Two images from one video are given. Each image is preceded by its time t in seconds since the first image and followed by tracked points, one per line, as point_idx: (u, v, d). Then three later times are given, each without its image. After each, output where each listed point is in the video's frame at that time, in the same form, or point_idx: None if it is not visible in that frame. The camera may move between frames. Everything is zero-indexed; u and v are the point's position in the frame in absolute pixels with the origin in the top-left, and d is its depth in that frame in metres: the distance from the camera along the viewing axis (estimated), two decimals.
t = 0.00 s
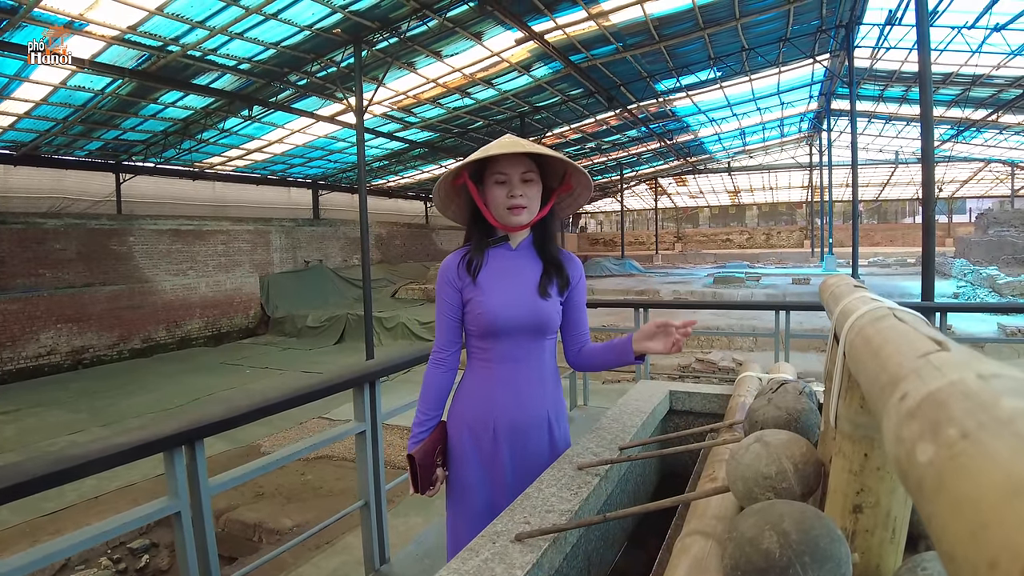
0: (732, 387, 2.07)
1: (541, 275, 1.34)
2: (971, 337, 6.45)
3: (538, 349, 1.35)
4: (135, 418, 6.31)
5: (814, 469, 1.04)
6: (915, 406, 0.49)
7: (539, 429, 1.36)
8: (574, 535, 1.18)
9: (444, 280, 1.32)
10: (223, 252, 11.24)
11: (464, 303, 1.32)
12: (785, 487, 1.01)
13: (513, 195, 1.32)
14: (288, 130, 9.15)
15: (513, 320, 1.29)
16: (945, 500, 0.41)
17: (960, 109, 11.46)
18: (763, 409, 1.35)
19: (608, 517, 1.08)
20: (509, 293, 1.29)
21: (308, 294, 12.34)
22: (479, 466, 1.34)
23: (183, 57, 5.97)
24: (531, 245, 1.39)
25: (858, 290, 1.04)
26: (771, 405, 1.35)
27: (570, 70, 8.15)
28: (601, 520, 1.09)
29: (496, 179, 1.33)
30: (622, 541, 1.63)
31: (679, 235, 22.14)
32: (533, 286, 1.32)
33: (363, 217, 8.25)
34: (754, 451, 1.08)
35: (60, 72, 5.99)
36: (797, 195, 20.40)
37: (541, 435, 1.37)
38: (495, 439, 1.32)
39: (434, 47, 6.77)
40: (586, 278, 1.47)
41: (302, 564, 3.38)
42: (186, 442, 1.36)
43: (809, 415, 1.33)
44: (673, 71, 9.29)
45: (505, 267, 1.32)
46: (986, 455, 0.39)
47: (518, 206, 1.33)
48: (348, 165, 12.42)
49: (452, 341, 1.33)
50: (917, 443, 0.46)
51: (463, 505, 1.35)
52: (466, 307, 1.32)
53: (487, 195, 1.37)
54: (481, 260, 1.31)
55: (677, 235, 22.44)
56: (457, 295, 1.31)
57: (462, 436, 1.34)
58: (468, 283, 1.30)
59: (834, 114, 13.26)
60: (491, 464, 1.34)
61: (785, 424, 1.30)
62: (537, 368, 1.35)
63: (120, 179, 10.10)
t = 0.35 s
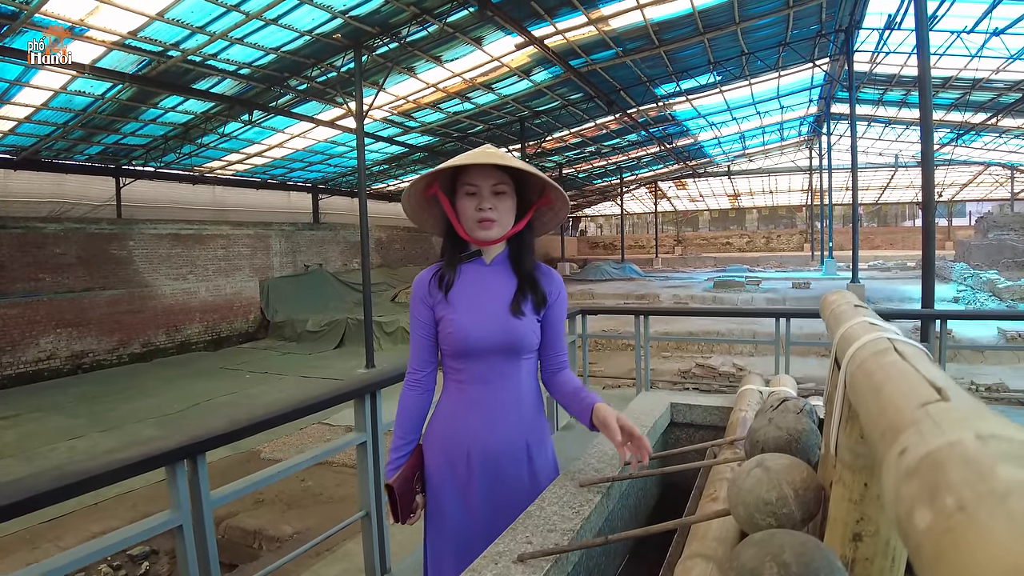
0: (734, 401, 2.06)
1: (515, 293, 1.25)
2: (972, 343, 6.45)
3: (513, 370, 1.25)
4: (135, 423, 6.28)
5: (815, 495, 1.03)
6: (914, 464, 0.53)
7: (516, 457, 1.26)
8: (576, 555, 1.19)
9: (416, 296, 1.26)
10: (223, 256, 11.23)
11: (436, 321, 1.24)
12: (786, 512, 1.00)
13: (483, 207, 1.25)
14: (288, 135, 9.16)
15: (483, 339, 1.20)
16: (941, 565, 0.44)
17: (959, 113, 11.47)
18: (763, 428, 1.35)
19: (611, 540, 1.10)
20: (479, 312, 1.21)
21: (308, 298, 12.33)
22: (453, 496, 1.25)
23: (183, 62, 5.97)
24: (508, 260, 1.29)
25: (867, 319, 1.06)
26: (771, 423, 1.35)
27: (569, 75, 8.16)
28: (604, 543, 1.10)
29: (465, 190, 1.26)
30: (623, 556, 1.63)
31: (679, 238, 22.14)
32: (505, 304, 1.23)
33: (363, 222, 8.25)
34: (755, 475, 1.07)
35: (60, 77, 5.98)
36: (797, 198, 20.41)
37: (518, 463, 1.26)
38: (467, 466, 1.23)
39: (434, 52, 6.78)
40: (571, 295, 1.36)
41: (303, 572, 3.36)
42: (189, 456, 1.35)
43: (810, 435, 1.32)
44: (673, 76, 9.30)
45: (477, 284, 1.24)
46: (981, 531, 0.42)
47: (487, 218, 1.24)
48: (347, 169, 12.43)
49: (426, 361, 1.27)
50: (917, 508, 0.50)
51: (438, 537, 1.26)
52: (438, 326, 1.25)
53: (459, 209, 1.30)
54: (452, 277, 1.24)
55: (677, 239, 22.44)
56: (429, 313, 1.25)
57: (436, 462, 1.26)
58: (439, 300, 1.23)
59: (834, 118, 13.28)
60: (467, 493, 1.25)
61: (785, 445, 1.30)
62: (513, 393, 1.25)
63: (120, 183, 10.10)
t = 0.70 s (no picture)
0: (734, 417, 2.06)
1: (491, 315, 1.23)
2: (971, 348, 6.44)
3: (492, 396, 1.23)
4: (134, 429, 6.26)
5: (814, 526, 1.01)
6: (914, 535, 0.53)
7: (497, 484, 1.24)
8: None
9: (393, 319, 1.27)
10: (223, 260, 11.21)
11: (414, 344, 1.25)
12: (785, 543, 1.00)
13: (455, 223, 1.24)
14: (288, 139, 9.17)
15: (459, 362, 1.19)
16: None
17: (958, 116, 11.48)
18: (763, 449, 1.35)
19: (609, 567, 1.17)
20: (455, 334, 1.20)
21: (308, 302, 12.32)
22: (431, 523, 1.23)
23: (183, 67, 5.97)
24: (488, 282, 1.28)
25: (868, 348, 1.03)
26: (772, 444, 1.34)
27: (569, 79, 8.17)
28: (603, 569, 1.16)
29: (439, 207, 1.27)
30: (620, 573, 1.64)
31: (678, 242, 22.15)
32: (482, 327, 1.22)
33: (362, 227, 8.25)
34: (754, 503, 1.06)
35: (60, 82, 5.98)
36: (796, 202, 20.44)
37: (497, 491, 1.24)
38: (446, 491, 1.22)
39: (433, 57, 6.79)
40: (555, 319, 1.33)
41: None
42: (188, 471, 1.33)
43: (811, 459, 1.30)
44: (672, 80, 9.31)
45: (454, 306, 1.24)
46: None
47: (460, 235, 1.24)
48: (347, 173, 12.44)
49: (406, 384, 1.28)
50: None
51: (419, 564, 1.24)
52: (417, 348, 1.25)
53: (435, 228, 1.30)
54: (427, 298, 1.25)
55: (677, 242, 22.44)
56: (407, 335, 1.25)
57: (417, 487, 1.25)
58: (417, 322, 1.24)
59: (833, 122, 13.30)
60: (446, 518, 1.23)
61: (785, 470, 1.29)
62: (491, 417, 1.23)
63: (119, 188, 10.10)
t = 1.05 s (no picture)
0: (733, 418, 2.05)
1: (485, 315, 1.21)
2: (971, 349, 6.45)
3: (487, 396, 1.22)
4: (133, 429, 6.25)
5: (814, 529, 1.01)
6: (917, 544, 0.52)
7: (494, 487, 1.22)
8: None
9: (390, 319, 1.28)
10: (222, 261, 11.20)
11: (411, 344, 1.26)
12: (785, 547, 0.99)
13: (443, 221, 1.24)
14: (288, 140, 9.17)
15: (452, 364, 1.19)
16: None
17: (958, 117, 11.48)
18: (762, 452, 1.34)
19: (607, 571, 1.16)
20: (448, 334, 1.20)
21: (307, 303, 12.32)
22: (430, 525, 1.23)
23: (183, 67, 5.96)
24: (484, 281, 1.26)
25: (869, 350, 1.02)
26: (771, 447, 1.33)
27: (569, 80, 8.17)
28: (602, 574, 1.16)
29: (430, 207, 1.27)
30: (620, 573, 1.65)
31: (678, 242, 22.16)
32: (476, 328, 1.20)
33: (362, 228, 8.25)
34: (754, 507, 1.05)
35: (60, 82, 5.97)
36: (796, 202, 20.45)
37: (495, 492, 1.23)
38: (443, 492, 1.22)
39: (433, 57, 6.78)
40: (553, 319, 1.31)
41: None
42: (187, 472, 1.32)
43: (811, 461, 1.29)
44: (672, 81, 9.31)
45: (448, 306, 1.23)
46: None
47: (450, 234, 1.23)
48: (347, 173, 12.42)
49: (405, 385, 1.28)
50: None
51: (420, 564, 1.25)
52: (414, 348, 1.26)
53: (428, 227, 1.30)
54: (422, 298, 1.26)
55: (677, 243, 22.45)
56: (404, 336, 1.26)
57: (414, 487, 1.26)
58: (413, 322, 1.24)
59: (833, 122, 13.31)
60: (444, 520, 1.23)
61: (783, 473, 1.28)
62: (488, 418, 1.22)
63: (119, 188, 10.09)
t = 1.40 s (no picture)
0: (733, 419, 2.05)
1: (490, 314, 1.21)
2: (973, 350, 6.45)
3: (492, 395, 1.22)
4: (134, 430, 6.25)
5: (814, 530, 1.00)
6: (918, 546, 0.52)
7: (497, 486, 1.22)
8: None
9: (400, 319, 1.30)
10: (223, 262, 11.20)
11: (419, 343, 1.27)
12: (785, 549, 0.98)
13: (446, 225, 1.24)
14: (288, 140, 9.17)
15: (456, 363, 1.19)
16: None
17: (959, 117, 11.47)
18: (762, 453, 1.34)
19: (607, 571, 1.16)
20: (452, 334, 1.20)
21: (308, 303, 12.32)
22: (434, 522, 1.24)
23: (183, 68, 5.96)
24: (489, 280, 1.26)
25: (869, 351, 1.02)
26: (771, 448, 1.33)
27: (570, 80, 8.17)
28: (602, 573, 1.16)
29: (434, 209, 1.27)
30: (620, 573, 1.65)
31: (679, 243, 22.16)
32: (480, 328, 1.20)
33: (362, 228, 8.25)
34: (754, 508, 1.04)
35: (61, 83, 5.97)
36: (797, 203, 20.44)
37: (499, 491, 1.23)
38: (447, 490, 1.22)
39: (434, 58, 6.78)
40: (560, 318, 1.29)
41: None
42: (186, 473, 1.31)
43: (811, 462, 1.29)
44: (673, 81, 9.31)
45: (453, 306, 1.24)
46: None
47: (453, 236, 1.23)
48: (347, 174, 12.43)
49: (414, 384, 1.30)
50: None
51: (426, 562, 1.26)
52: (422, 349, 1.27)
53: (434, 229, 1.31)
54: (430, 297, 1.27)
55: (678, 243, 22.45)
56: (412, 336, 1.28)
57: (421, 485, 1.27)
58: (421, 323, 1.26)
59: (834, 122, 13.31)
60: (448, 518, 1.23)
61: (784, 473, 1.27)
62: (493, 417, 1.22)
63: (119, 189, 10.09)
